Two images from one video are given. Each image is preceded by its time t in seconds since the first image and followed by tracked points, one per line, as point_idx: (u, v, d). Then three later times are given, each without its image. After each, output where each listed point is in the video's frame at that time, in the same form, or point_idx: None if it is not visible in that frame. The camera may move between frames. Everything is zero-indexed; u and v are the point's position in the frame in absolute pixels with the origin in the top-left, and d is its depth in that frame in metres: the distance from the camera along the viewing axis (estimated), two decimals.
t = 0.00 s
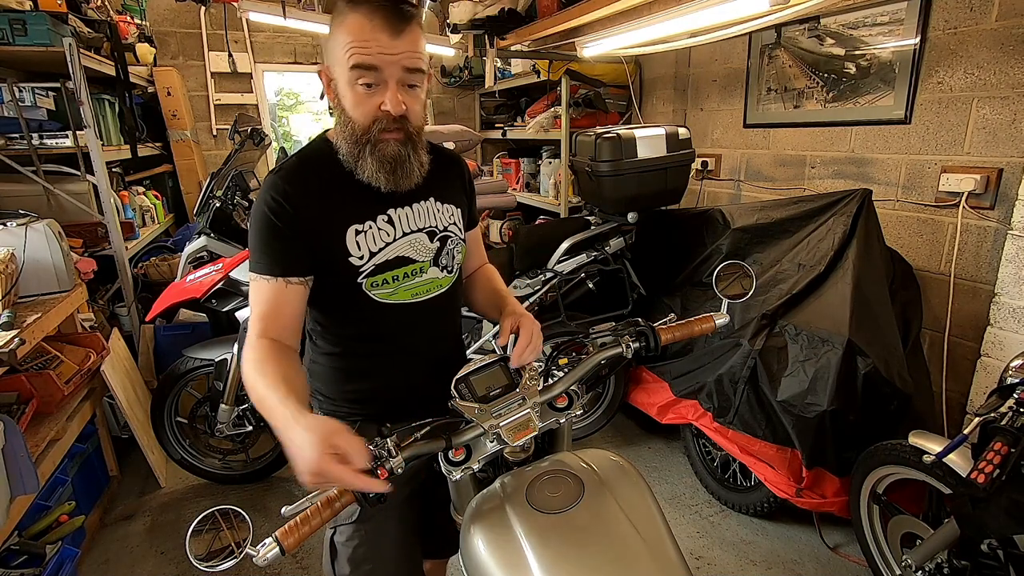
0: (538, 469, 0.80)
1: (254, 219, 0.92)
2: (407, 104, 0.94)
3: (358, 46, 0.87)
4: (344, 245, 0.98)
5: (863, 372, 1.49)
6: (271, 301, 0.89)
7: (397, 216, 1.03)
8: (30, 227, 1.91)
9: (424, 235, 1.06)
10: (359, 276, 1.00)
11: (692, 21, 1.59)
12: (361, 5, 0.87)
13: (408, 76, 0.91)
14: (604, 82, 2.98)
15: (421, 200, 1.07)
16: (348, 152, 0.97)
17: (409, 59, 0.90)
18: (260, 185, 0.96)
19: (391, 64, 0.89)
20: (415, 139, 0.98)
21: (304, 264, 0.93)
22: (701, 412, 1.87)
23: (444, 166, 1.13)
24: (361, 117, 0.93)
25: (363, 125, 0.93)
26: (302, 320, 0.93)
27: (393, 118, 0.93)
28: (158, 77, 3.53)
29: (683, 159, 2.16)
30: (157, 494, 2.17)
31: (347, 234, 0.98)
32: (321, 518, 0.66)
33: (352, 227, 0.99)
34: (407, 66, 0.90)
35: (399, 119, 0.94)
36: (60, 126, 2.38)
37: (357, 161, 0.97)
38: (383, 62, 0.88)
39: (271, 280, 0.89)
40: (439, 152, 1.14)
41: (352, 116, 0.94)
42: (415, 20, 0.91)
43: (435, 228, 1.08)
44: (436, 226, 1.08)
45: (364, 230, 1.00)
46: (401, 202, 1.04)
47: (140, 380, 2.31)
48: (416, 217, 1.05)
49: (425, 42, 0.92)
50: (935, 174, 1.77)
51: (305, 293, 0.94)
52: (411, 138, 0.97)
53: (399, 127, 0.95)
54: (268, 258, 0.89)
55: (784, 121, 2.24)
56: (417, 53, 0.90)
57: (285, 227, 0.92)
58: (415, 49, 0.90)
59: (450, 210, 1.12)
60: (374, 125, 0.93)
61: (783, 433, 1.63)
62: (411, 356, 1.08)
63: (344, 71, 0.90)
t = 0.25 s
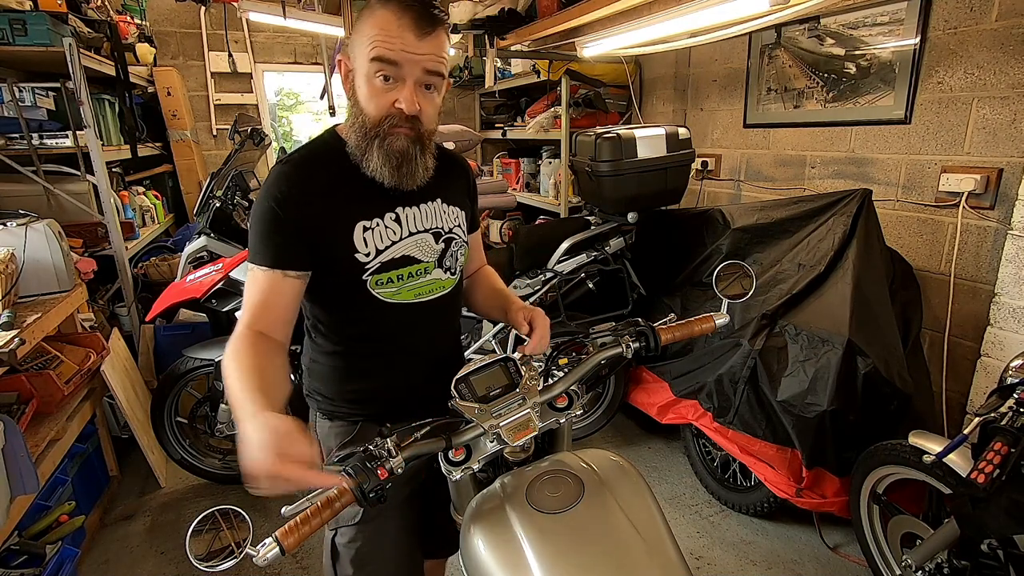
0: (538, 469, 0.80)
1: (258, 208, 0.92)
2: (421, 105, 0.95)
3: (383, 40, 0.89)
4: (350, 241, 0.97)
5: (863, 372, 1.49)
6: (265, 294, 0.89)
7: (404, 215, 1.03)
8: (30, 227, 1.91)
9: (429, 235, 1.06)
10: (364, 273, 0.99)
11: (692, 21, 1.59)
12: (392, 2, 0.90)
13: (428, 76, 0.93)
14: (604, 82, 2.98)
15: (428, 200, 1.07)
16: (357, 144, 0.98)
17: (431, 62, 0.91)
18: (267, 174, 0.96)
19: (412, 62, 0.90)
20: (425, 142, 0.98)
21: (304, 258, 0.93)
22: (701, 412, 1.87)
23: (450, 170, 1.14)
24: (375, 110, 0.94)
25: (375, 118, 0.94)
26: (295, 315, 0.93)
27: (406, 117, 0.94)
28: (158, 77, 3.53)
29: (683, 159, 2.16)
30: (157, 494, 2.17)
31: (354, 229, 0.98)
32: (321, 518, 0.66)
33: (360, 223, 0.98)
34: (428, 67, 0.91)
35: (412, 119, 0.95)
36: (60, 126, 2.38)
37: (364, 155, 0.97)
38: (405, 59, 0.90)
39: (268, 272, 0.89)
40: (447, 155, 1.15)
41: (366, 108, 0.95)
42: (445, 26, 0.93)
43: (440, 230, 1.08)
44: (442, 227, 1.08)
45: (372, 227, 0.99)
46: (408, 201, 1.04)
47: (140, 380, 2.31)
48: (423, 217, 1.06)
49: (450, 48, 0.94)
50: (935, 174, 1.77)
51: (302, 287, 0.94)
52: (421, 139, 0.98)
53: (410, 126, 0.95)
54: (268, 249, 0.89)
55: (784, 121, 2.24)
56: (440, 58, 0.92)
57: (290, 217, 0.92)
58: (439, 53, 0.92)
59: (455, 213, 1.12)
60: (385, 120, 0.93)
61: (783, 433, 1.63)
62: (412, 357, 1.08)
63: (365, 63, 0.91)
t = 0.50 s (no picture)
0: (538, 469, 0.80)
1: (270, 203, 0.89)
2: (434, 103, 0.96)
3: (399, 36, 0.91)
4: (361, 241, 0.96)
5: (863, 372, 1.49)
6: (288, 295, 0.86)
7: (413, 217, 1.02)
8: (30, 227, 1.91)
9: (437, 238, 1.06)
10: (373, 273, 0.98)
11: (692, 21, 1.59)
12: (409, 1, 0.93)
13: (442, 74, 0.95)
14: (604, 82, 2.98)
15: (435, 203, 1.07)
16: (368, 141, 0.96)
17: (446, 59, 0.93)
18: (275, 168, 0.93)
19: (427, 58, 0.92)
20: (436, 141, 0.98)
21: (323, 255, 0.90)
22: (701, 412, 1.87)
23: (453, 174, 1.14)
24: (388, 105, 0.94)
25: (388, 114, 0.94)
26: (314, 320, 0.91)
27: (418, 113, 0.94)
28: (158, 76, 3.53)
29: (684, 159, 2.16)
30: (157, 494, 2.17)
31: (366, 229, 0.96)
32: (322, 518, 0.66)
33: (371, 223, 0.97)
34: (443, 64, 0.94)
35: (424, 115, 0.95)
36: (60, 126, 2.38)
37: (375, 151, 0.96)
38: (421, 55, 0.92)
39: (287, 272, 0.86)
40: (451, 158, 1.15)
41: (379, 104, 0.95)
42: (459, 28, 0.96)
43: (446, 232, 1.08)
44: (448, 230, 1.08)
45: (382, 228, 0.98)
46: (416, 203, 1.03)
47: (140, 380, 2.31)
48: (430, 219, 1.05)
49: (463, 48, 0.97)
50: (935, 174, 1.78)
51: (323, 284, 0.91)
52: (432, 139, 0.97)
53: (422, 123, 0.95)
54: (284, 245, 0.86)
55: (784, 121, 2.24)
56: (455, 56, 0.94)
57: (303, 212, 0.89)
58: (454, 52, 0.94)
59: (459, 216, 1.12)
60: (398, 115, 0.93)
61: (783, 433, 1.63)
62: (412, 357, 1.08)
63: (381, 59, 0.93)
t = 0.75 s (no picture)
0: (538, 469, 0.80)
1: (276, 201, 0.89)
2: (443, 103, 0.96)
3: (408, 37, 0.90)
4: (367, 239, 0.96)
5: (863, 372, 1.49)
6: (292, 293, 0.87)
7: (419, 216, 1.02)
8: (30, 227, 1.91)
9: (441, 237, 1.06)
10: (379, 272, 0.98)
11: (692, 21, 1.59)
12: None
13: (451, 75, 0.94)
14: (604, 82, 2.98)
15: (440, 203, 1.07)
16: (376, 141, 0.97)
17: (455, 59, 0.93)
18: (280, 166, 0.94)
19: (436, 59, 0.91)
20: (443, 140, 0.98)
21: (329, 253, 0.91)
22: (701, 412, 1.87)
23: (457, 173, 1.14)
24: (397, 107, 0.94)
25: (397, 115, 0.94)
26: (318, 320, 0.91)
27: (427, 114, 0.94)
28: (158, 76, 3.53)
29: (684, 159, 2.16)
30: (157, 494, 2.17)
31: (372, 228, 0.96)
32: (322, 518, 0.66)
33: (377, 221, 0.97)
34: (452, 65, 0.93)
35: (433, 116, 0.95)
36: (60, 126, 2.38)
37: (383, 152, 0.96)
38: (430, 56, 0.91)
39: (291, 270, 0.87)
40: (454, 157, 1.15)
41: (388, 105, 0.95)
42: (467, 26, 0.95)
43: (451, 232, 1.08)
44: (452, 230, 1.08)
45: (388, 226, 0.98)
46: (421, 202, 1.03)
47: (140, 380, 2.31)
48: (435, 218, 1.05)
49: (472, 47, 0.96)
50: (935, 174, 1.77)
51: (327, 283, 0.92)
52: (440, 140, 0.98)
53: (430, 124, 0.95)
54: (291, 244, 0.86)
55: (784, 121, 2.24)
56: (463, 56, 0.94)
57: (309, 211, 0.89)
58: (462, 52, 0.93)
59: (463, 216, 1.12)
60: (407, 117, 0.93)
61: (783, 433, 1.63)
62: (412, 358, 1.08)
63: (390, 60, 0.92)
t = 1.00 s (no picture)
0: (538, 469, 0.80)
1: (276, 201, 0.89)
2: (444, 104, 0.96)
3: (408, 38, 0.90)
4: (366, 241, 0.96)
5: (863, 372, 1.49)
6: (291, 294, 0.87)
7: (418, 217, 1.02)
8: (30, 227, 1.91)
9: (440, 238, 1.06)
10: (378, 274, 0.98)
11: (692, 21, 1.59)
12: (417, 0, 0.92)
13: (451, 75, 0.94)
14: (604, 82, 2.98)
15: (439, 204, 1.07)
16: (377, 143, 0.97)
17: (455, 59, 0.93)
18: (280, 167, 0.93)
19: (436, 60, 0.91)
20: (444, 141, 0.99)
21: (328, 255, 0.91)
22: (701, 412, 1.87)
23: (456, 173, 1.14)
24: (397, 108, 0.94)
25: (398, 117, 0.94)
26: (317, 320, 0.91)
27: (427, 115, 0.94)
28: (158, 77, 3.53)
29: (684, 159, 2.16)
30: (157, 494, 2.17)
31: (371, 229, 0.96)
32: (321, 518, 0.66)
33: (377, 223, 0.97)
34: (452, 65, 0.93)
35: (433, 116, 0.95)
36: (60, 126, 2.38)
37: (384, 153, 0.96)
38: (430, 57, 0.91)
39: (291, 271, 0.87)
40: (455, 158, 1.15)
41: (389, 107, 0.95)
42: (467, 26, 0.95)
43: (450, 233, 1.08)
44: (451, 231, 1.08)
45: (388, 227, 0.98)
46: (420, 203, 1.03)
47: (140, 380, 2.31)
48: (435, 219, 1.05)
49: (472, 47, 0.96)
50: (935, 174, 1.77)
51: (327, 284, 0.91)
52: (441, 140, 0.98)
53: (431, 124, 0.95)
54: (289, 245, 0.86)
55: (784, 121, 2.24)
56: (464, 56, 0.94)
57: (309, 212, 0.89)
58: (463, 51, 0.93)
59: (463, 217, 1.12)
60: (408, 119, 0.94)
61: (783, 433, 1.63)
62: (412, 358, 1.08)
63: (390, 61, 0.92)
